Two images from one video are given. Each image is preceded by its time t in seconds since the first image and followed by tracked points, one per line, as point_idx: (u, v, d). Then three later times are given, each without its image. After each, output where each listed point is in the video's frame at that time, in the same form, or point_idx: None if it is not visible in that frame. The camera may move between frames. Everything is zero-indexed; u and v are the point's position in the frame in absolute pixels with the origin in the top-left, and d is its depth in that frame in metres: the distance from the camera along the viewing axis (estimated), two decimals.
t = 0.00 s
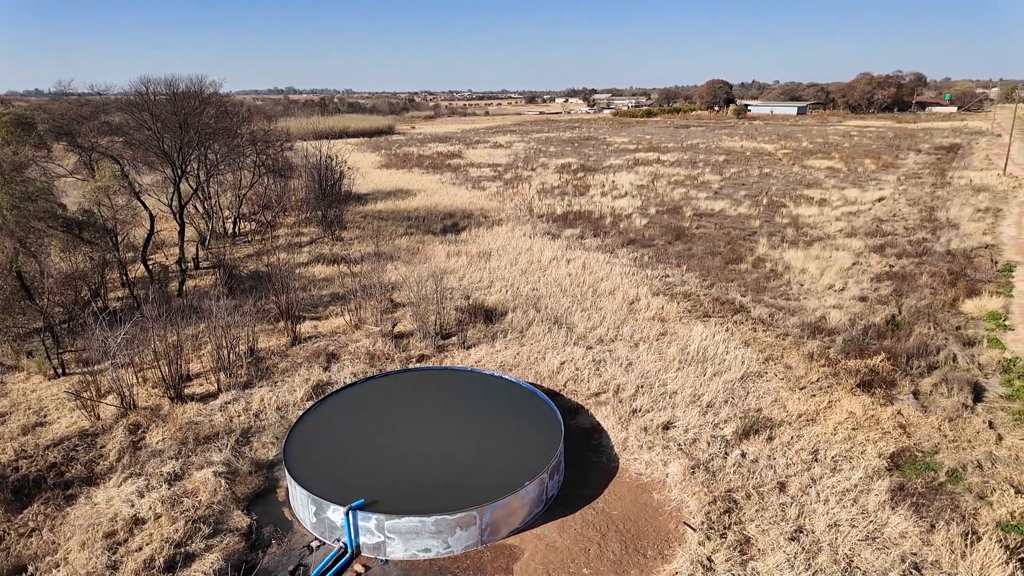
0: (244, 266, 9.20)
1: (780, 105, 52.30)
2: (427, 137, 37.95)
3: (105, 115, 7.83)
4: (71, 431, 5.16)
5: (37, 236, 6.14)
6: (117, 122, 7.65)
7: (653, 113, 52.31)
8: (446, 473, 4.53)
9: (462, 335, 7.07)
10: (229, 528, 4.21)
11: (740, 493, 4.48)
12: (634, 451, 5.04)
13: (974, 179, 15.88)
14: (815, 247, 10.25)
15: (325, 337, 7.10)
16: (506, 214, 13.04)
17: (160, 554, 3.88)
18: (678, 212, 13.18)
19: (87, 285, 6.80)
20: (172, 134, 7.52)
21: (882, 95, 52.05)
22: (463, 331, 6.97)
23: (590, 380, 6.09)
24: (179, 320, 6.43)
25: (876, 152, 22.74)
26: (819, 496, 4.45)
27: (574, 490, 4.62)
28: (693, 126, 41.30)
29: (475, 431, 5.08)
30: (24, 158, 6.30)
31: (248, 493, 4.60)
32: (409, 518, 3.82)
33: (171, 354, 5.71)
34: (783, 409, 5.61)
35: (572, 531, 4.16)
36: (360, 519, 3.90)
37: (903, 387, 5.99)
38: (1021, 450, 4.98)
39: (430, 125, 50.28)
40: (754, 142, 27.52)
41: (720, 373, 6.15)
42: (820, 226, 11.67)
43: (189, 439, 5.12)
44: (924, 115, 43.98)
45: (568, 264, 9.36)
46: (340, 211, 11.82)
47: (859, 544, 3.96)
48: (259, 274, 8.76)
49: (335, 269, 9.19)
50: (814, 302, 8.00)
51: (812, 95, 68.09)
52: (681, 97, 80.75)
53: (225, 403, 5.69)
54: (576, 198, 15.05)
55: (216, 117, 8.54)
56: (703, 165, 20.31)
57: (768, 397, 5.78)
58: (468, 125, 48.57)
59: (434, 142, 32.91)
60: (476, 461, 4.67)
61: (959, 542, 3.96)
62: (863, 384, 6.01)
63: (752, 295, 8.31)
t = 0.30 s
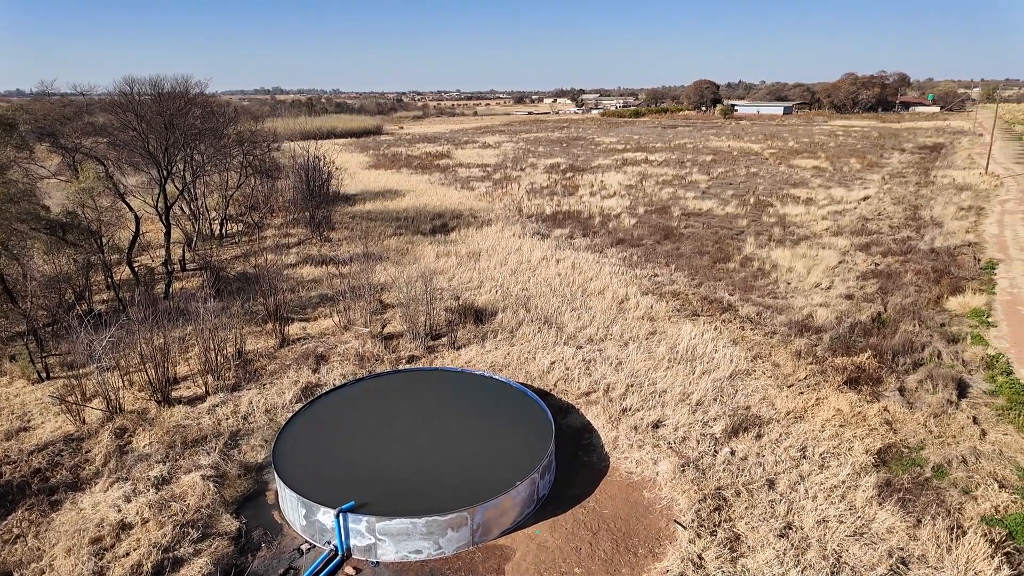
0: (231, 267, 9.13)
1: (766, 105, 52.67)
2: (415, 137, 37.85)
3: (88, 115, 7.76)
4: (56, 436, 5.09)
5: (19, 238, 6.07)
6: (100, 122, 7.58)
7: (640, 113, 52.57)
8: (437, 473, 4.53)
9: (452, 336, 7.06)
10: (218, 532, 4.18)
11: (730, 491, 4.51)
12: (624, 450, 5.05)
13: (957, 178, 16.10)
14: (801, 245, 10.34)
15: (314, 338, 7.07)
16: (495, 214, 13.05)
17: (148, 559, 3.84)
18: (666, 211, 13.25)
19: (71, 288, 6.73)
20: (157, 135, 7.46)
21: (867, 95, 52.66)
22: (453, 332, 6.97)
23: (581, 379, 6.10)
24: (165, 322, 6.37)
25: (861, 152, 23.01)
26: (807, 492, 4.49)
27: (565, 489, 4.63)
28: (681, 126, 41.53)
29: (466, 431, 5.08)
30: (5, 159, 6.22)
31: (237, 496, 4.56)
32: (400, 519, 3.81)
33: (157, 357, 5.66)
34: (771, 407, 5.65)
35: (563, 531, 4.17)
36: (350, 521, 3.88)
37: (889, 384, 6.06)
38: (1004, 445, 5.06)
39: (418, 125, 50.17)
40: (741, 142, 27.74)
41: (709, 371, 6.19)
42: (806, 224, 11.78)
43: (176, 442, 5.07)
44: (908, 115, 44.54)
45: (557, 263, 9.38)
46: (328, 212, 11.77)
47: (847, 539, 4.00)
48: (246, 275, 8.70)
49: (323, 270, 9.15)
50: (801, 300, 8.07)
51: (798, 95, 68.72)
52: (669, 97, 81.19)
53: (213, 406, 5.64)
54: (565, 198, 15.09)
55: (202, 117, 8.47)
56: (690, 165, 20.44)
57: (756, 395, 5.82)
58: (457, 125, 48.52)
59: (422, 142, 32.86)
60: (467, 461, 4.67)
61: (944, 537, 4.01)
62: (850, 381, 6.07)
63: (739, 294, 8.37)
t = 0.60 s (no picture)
0: (218, 269, 9.06)
1: (753, 105, 53.06)
2: (404, 138, 37.74)
3: (71, 116, 7.68)
4: (40, 441, 5.03)
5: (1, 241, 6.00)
6: (84, 123, 7.49)
7: (629, 113, 52.78)
8: (428, 474, 4.52)
9: (442, 336, 7.05)
10: (206, 536, 4.14)
11: (719, 488, 4.54)
12: (614, 449, 5.07)
13: (941, 177, 16.32)
14: (788, 244, 10.44)
15: (303, 340, 7.03)
16: (485, 214, 13.05)
17: (136, 564, 3.80)
18: (654, 211, 13.32)
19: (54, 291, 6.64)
20: (142, 136, 7.39)
21: (852, 95, 53.22)
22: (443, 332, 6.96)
23: (571, 379, 6.12)
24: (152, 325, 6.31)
25: (847, 151, 23.26)
26: (796, 489, 4.52)
27: (556, 488, 4.64)
28: (669, 126, 41.74)
29: (458, 432, 5.07)
30: None
31: (226, 500, 4.52)
32: (391, 521, 3.80)
33: (143, 360, 5.60)
34: (760, 404, 5.70)
35: (554, 530, 4.17)
36: (341, 524, 3.86)
37: (875, 380, 6.12)
38: (988, 440, 5.13)
39: (407, 125, 50.03)
40: (728, 142, 27.95)
41: (698, 370, 6.23)
42: (793, 223, 11.90)
43: (164, 446, 5.02)
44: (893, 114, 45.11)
45: (546, 263, 9.40)
46: (316, 213, 11.71)
47: (835, 535, 4.04)
48: (233, 277, 8.63)
49: (311, 271, 9.10)
50: (788, 298, 8.14)
51: (785, 95, 69.29)
52: (658, 97, 81.57)
53: (201, 409, 5.59)
54: (554, 198, 15.11)
55: (188, 118, 8.40)
56: (678, 165, 20.56)
57: (744, 392, 5.87)
58: (446, 125, 48.44)
59: (411, 143, 32.78)
60: (458, 462, 4.66)
61: (930, 531, 4.06)
62: (837, 378, 6.13)
63: (727, 292, 8.43)
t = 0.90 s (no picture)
0: (204, 271, 8.98)
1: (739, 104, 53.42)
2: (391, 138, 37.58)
3: (53, 116, 7.57)
4: (23, 446, 4.95)
5: None
6: (65, 123, 7.39)
7: (616, 113, 52.97)
8: (418, 475, 4.51)
9: (431, 337, 7.04)
10: (194, 540, 4.10)
11: (708, 486, 4.57)
12: (604, 447, 5.09)
13: (923, 176, 16.56)
14: (774, 243, 10.53)
15: (290, 342, 6.99)
16: (473, 214, 13.04)
17: (122, 570, 3.75)
18: (642, 210, 13.38)
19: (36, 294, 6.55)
20: (125, 136, 7.31)
21: (836, 95, 53.83)
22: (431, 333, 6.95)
23: (560, 378, 6.13)
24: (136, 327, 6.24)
25: (831, 150, 23.52)
26: (783, 485, 4.57)
27: (546, 488, 4.65)
28: (657, 126, 41.95)
29: (448, 433, 5.07)
30: None
31: (213, 504, 4.48)
32: (380, 523, 3.79)
33: (128, 363, 5.54)
34: (748, 402, 5.74)
35: (545, 530, 4.18)
36: (330, 526, 3.84)
37: (860, 377, 6.20)
38: (970, 434, 5.21)
39: (395, 125, 49.85)
40: (715, 142, 28.15)
41: (686, 368, 6.27)
42: (779, 222, 12.01)
43: (149, 450, 4.96)
44: (877, 114, 45.66)
45: (535, 263, 9.41)
46: (303, 214, 11.64)
47: (822, 531, 4.08)
48: (219, 279, 8.56)
49: (298, 273, 9.05)
50: (775, 296, 8.21)
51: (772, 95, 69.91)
52: (646, 97, 81.85)
53: (188, 412, 5.54)
54: (542, 198, 15.14)
55: (172, 118, 8.32)
56: (665, 164, 20.67)
57: (732, 390, 5.91)
58: (435, 125, 48.33)
59: (398, 143, 32.66)
60: (448, 463, 4.66)
61: (915, 526, 4.11)
62: (823, 375, 6.20)
63: (715, 291, 8.49)
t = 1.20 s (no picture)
0: (188, 273, 8.89)
1: (725, 104, 53.84)
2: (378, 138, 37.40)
3: (32, 117, 7.45)
4: (3, 453, 4.87)
5: None
6: (45, 124, 7.27)
7: (603, 113, 53.15)
8: (406, 476, 4.50)
9: (419, 337, 7.02)
10: (180, 545, 4.06)
11: (696, 483, 4.60)
12: (592, 446, 5.10)
13: (904, 174, 16.81)
14: (759, 241, 10.63)
15: (277, 344, 6.94)
16: (460, 214, 13.03)
17: None
18: (629, 210, 13.45)
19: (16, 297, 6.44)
20: (106, 137, 7.21)
21: (819, 95, 54.47)
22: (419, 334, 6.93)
23: (549, 377, 6.14)
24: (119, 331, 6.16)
25: (815, 150, 23.80)
26: (770, 482, 4.61)
27: (535, 487, 4.66)
28: (643, 125, 42.15)
29: (437, 433, 5.06)
30: None
31: (200, 508, 4.44)
32: (369, 525, 3.77)
33: (111, 367, 5.46)
34: (734, 399, 5.79)
35: (534, 529, 4.19)
36: (318, 529, 3.82)
37: (845, 373, 6.27)
38: (952, 429, 5.30)
39: (381, 125, 49.62)
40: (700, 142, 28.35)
41: (673, 366, 6.31)
42: (764, 221, 12.12)
43: (134, 454, 4.90)
44: (859, 114, 46.27)
45: (523, 263, 9.42)
46: (289, 215, 11.56)
47: (808, 526, 4.12)
48: (204, 281, 8.48)
49: (284, 274, 8.98)
50: (760, 294, 8.29)
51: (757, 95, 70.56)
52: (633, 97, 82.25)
53: (172, 415, 5.48)
54: (529, 198, 15.16)
55: (155, 118, 8.22)
56: (651, 164, 20.78)
57: (718, 388, 5.96)
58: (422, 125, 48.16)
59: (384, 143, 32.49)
60: (437, 464, 4.65)
61: (899, 520, 4.16)
62: (808, 372, 6.27)
63: (701, 289, 8.55)
